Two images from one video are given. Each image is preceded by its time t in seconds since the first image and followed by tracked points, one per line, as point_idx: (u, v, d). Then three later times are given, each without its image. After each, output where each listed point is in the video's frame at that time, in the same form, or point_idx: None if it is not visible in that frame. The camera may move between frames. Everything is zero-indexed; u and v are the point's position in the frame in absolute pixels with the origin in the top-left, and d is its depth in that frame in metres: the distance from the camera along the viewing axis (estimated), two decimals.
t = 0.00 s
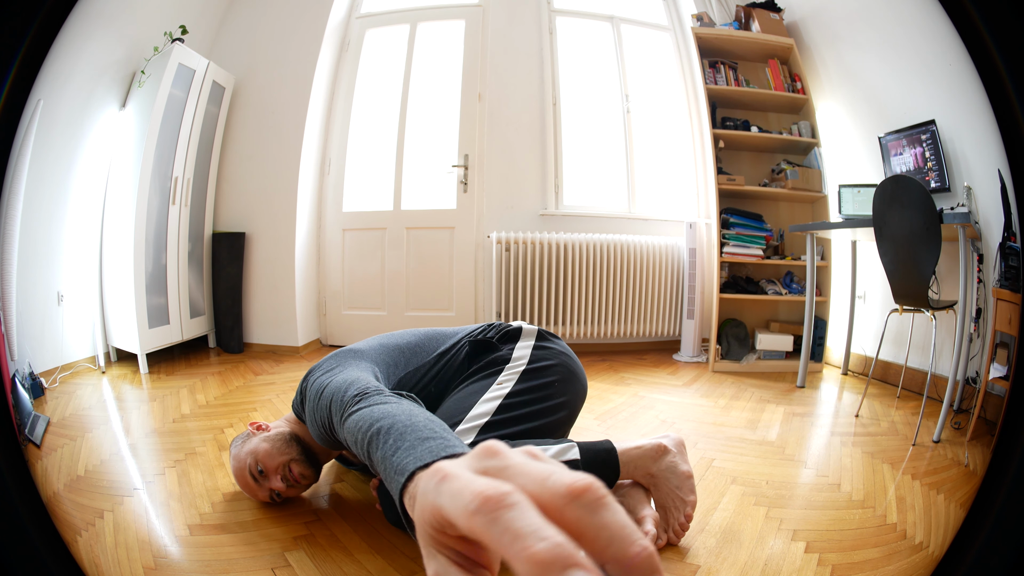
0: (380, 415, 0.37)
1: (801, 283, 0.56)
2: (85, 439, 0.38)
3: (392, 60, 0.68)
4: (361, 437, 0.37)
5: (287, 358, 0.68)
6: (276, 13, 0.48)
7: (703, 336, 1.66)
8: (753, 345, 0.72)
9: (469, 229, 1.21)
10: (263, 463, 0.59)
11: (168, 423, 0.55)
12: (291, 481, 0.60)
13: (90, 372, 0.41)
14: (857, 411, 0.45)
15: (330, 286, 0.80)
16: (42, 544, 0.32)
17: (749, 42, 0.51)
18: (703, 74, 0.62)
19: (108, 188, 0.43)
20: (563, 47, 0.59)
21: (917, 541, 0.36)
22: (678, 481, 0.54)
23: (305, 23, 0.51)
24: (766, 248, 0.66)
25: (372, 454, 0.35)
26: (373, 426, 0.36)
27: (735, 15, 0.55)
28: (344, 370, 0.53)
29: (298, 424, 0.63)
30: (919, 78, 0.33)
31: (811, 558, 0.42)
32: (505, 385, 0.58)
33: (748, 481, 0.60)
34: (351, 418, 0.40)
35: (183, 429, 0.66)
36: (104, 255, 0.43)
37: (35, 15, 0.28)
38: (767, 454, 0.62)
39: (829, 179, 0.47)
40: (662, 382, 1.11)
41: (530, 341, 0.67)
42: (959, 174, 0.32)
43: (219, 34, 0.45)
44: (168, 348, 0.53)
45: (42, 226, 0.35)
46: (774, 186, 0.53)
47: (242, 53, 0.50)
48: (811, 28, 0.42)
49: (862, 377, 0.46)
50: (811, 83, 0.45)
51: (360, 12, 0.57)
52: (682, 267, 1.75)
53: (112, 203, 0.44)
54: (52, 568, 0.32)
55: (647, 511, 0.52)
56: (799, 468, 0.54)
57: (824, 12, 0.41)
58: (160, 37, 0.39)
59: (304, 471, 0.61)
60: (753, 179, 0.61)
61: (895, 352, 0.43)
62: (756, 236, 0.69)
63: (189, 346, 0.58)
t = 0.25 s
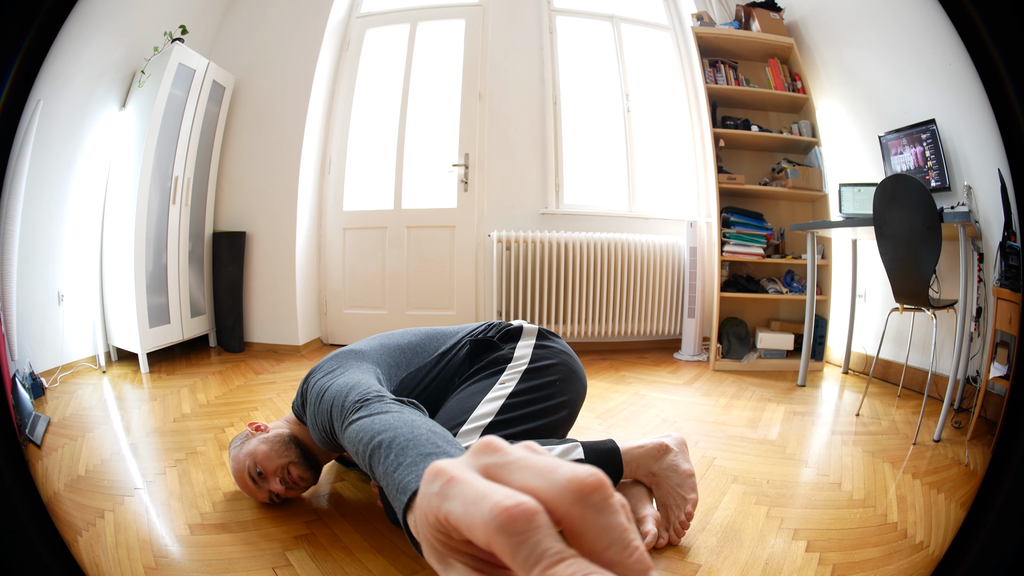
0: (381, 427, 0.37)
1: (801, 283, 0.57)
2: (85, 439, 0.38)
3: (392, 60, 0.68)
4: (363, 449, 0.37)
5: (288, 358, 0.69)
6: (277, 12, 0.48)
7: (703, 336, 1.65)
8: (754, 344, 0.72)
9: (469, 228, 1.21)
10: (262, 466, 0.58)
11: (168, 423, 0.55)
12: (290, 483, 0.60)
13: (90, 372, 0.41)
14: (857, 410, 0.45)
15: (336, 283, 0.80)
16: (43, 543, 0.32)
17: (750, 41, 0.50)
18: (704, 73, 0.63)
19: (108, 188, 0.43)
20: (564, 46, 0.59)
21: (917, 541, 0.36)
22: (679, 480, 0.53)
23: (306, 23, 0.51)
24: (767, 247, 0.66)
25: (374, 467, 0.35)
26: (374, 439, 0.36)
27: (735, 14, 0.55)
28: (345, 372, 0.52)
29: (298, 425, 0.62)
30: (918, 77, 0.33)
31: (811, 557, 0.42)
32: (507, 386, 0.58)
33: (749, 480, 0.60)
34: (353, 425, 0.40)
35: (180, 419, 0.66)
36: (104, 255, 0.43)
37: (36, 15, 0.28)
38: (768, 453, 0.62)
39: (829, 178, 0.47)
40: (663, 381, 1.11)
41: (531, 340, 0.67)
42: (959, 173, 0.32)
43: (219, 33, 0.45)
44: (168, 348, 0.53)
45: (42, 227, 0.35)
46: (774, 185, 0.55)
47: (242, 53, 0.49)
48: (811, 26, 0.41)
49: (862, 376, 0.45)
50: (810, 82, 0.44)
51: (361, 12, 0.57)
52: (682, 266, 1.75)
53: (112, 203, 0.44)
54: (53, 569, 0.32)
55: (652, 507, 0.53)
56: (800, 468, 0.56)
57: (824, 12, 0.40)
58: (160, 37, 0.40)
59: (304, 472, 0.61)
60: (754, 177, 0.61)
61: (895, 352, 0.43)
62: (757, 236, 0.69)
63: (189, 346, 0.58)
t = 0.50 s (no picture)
0: (380, 432, 0.37)
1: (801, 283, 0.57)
2: (85, 438, 0.38)
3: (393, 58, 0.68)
4: (363, 454, 0.37)
5: (288, 358, 0.68)
6: (278, 13, 0.48)
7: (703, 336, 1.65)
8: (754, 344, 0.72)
9: (470, 227, 1.21)
10: (262, 466, 0.58)
11: (168, 422, 0.55)
12: (291, 483, 0.60)
13: (90, 372, 0.41)
14: (857, 410, 0.45)
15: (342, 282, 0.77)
16: (42, 543, 0.32)
17: (750, 41, 0.50)
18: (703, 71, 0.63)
19: (108, 189, 0.43)
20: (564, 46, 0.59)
21: (917, 541, 0.36)
22: (679, 480, 0.53)
23: (307, 22, 0.51)
24: (767, 247, 0.66)
25: (374, 472, 0.36)
26: (374, 444, 0.36)
27: (735, 15, 0.55)
28: (345, 374, 0.52)
29: (297, 425, 0.63)
30: (918, 77, 0.33)
31: (810, 557, 0.43)
32: (506, 385, 0.58)
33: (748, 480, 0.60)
34: (352, 429, 0.40)
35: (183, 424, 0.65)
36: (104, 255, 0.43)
37: (36, 15, 0.28)
38: (768, 453, 0.62)
39: (829, 179, 0.46)
40: (663, 381, 1.11)
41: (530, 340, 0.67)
42: (959, 174, 0.32)
43: (219, 33, 0.45)
44: (168, 348, 0.53)
45: (42, 227, 0.35)
46: (774, 184, 0.55)
47: (242, 53, 0.50)
48: (811, 27, 0.41)
49: (862, 375, 0.46)
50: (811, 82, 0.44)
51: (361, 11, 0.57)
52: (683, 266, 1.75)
53: (112, 204, 0.44)
54: (53, 569, 0.32)
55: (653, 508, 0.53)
56: (799, 468, 0.55)
57: (825, 12, 0.40)
58: (160, 37, 0.39)
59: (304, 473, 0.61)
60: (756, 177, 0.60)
61: (895, 352, 0.43)
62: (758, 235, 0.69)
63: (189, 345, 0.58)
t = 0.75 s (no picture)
0: (381, 437, 0.36)
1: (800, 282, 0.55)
2: (85, 438, 0.38)
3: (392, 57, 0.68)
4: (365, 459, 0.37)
5: (288, 358, 0.68)
6: (277, 13, 0.48)
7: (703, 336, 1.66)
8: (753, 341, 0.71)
9: (469, 226, 1.21)
10: (263, 468, 0.58)
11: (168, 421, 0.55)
12: (292, 486, 0.60)
13: (90, 372, 0.42)
14: (857, 409, 0.45)
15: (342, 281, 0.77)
16: (43, 543, 0.32)
17: (749, 42, 0.50)
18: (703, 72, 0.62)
19: (108, 187, 0.43)
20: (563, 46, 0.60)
21: (917, 541, 0.36)
22: (679, 480, 0.53)
23: (306, 21, 0.51)
24: (768, 247, 0.63)
25: (377, 477, 0.36)
26: (376, 450, 0.36)
27: (735, 13, 0.55)
28: (345, 374, 0.52)
29: (297, 425, 0.63)
30: (918, 76, 0.33)
31: (811, 557, 0.43)
32: (505, 385, 0.58)
33: (749, 479, 0.60)
34: (353, 432, 0.40)
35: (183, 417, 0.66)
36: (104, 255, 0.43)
37: (35, 16, 0.28)
38: (767, 452, 0.62)
39: (829, 178, 0.46)
40: (663, 379, 1.11)
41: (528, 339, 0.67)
42: (958, 174, 0.32)
43: (218, 33, 0.45)
44: (168, 348, 0.53)
45: (42, 227, 0.35)
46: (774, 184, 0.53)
47: (242, 52, 0.50)
48: (811, 28, 0.41)
49: (861, 376, 0.46)
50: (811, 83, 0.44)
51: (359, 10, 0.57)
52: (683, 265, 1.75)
53: (112, 204, 0.44)
54: (53, 571, 0.31)
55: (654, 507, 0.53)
56: (799, 467, 0.56)
57: (825, 12, 0.41)
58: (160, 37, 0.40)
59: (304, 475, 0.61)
60: (754, 176, 0.59)
61: (896, 351, 0.43)
62: (756, 233, 0.67)
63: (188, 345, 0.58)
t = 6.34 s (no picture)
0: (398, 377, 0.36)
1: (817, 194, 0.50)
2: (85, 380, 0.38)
3: None
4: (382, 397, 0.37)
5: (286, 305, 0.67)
6: None
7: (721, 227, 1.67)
8: (769, 246, 0.69)
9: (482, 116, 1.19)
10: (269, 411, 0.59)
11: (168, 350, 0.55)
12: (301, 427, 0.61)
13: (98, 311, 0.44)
14: (869, 338, 0.45)
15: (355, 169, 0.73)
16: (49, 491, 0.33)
17: None
18: None
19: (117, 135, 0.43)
20: None
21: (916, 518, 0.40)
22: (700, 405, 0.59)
23: None
24: (784, 150, 0.56)
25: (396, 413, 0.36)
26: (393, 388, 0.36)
27: None
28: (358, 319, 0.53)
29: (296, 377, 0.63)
30: None
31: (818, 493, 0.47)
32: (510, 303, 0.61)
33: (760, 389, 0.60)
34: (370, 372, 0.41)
35: (191, 335, 0.69)
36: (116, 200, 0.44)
37: None
38: (781, 361, 0.58)
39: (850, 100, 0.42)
40: (677, 269, 1.10)
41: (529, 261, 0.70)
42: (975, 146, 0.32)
43: None
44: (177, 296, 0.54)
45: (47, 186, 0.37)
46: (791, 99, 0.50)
47: None
48: None
49: (873, 305, 0.45)
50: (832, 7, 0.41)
51: None
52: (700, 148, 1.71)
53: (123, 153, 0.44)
54: (52, 564, 0.35)
55: (685, 434, 0.50)
56: (810, 384, 0.53)
57: None
58: None
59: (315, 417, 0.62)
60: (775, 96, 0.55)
61: (906, 290, 0.41)
62: (774, 137, 0.63)
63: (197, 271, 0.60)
